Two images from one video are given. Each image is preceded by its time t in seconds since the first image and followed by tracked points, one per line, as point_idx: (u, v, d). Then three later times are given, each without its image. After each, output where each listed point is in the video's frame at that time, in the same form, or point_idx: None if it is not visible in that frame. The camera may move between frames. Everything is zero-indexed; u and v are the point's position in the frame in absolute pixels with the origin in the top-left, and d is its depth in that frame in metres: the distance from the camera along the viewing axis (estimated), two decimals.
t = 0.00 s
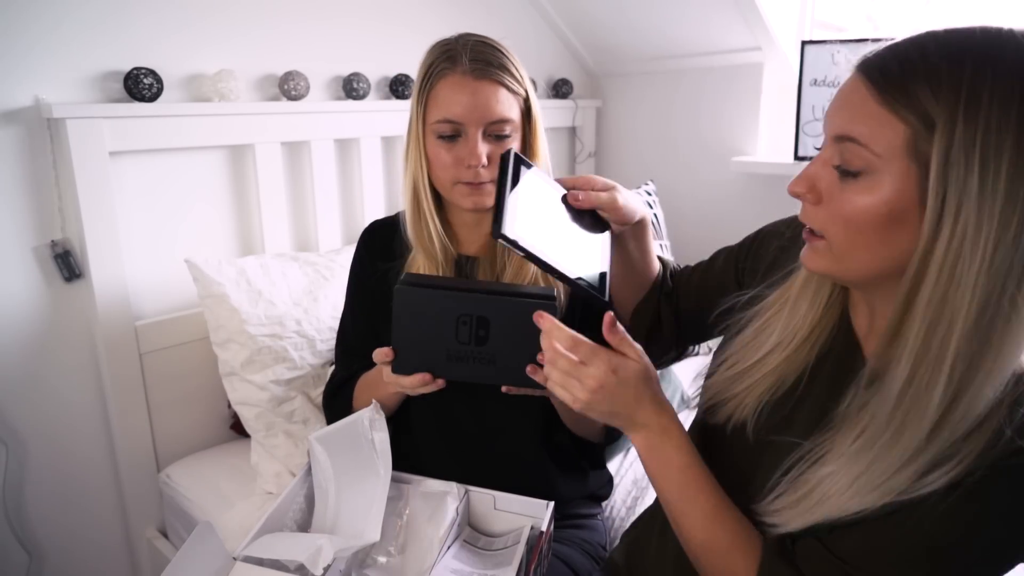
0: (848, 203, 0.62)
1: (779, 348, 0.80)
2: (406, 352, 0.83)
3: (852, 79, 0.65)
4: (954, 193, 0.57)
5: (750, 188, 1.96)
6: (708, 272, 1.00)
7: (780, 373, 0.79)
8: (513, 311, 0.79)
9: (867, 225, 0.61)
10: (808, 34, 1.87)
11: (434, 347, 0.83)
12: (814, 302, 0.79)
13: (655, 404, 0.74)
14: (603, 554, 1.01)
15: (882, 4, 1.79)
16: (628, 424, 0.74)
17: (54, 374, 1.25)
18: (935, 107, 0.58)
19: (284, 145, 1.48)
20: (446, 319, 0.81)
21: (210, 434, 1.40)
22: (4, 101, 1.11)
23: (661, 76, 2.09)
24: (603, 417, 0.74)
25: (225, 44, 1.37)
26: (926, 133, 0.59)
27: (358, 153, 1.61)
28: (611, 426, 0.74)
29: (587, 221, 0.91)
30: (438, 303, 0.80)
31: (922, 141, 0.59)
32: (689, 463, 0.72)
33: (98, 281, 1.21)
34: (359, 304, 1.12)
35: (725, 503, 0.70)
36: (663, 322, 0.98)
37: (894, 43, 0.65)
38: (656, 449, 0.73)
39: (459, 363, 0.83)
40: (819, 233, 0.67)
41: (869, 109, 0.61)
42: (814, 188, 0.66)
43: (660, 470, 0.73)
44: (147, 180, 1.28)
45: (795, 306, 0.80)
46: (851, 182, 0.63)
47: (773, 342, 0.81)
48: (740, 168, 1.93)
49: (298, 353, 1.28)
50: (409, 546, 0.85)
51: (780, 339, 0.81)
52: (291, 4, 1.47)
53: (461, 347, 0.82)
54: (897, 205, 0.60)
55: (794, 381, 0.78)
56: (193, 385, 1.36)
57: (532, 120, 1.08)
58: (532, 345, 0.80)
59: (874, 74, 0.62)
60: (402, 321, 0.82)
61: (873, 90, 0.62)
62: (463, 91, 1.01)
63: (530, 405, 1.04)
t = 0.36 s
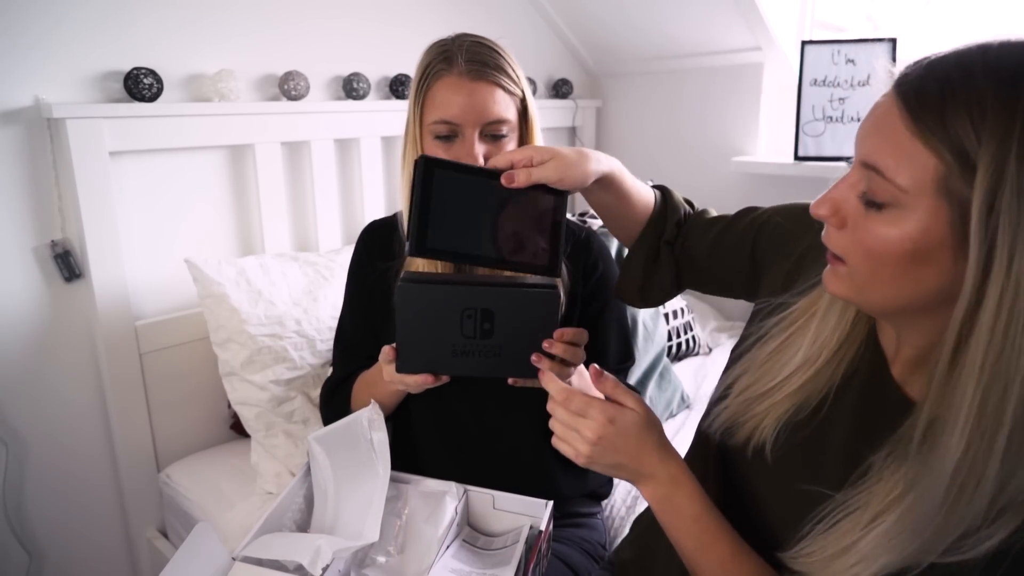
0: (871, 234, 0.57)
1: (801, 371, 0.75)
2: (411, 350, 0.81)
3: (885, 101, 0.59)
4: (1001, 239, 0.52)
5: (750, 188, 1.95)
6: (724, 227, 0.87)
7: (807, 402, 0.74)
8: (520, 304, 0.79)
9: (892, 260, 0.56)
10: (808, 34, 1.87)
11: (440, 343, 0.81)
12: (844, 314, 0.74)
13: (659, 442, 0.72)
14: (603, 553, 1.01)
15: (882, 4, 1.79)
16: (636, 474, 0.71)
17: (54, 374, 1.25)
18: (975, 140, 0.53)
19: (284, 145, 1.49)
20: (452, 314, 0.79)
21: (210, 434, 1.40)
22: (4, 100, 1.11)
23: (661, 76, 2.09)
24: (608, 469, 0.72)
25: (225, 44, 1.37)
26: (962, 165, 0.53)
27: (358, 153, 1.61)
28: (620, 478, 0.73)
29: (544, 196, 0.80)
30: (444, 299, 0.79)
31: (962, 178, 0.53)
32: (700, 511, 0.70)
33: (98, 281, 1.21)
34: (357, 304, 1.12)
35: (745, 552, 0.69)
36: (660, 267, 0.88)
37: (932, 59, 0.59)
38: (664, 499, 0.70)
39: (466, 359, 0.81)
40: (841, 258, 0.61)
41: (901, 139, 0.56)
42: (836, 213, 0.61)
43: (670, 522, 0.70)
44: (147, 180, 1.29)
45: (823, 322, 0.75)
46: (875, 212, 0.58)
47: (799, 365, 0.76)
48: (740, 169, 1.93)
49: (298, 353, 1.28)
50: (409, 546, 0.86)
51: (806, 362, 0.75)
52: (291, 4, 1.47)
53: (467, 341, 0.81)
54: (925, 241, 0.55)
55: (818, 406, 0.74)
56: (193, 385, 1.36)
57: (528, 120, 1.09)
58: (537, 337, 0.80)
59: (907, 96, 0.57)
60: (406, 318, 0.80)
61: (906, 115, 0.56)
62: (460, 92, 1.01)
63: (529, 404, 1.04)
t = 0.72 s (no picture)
0: (845, 266, 0.56)
1: (810, 404, 0.73)
2: (420, 341, 0.80)
3: (859, 127, 0.58)
4: (966, 274, 0.50)
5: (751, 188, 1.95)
6: (761, 201, 0.85)
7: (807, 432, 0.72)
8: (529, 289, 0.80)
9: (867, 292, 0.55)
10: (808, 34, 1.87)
11: (448, 332, 0.80)
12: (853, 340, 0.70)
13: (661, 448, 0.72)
14: (602, 552, 1.01)
15: (881, 4, 1.78)
16: (639, 482, 0.71)
17: (54, 374, 1.25)
18: (940, 171, 0.51)
19: (284, 145, 1.49)
20: (461, 302, 0.79)
21: (210, 434, 1.40)
22: (4, 101, 1.11)
23: (661, 76, 2.09)
24: (609, 476, 0.72)
25: (225, 44, 1.37)
26: (930, 195, 0.52)
27: (358, 153, 1.61)
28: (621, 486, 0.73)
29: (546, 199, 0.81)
30: (454, 287, 0.79)
31: (932, 208, 0.52)
32: (703, 525, 0.69)
33: (98, 281, 1.21)
34: (353, 303, 1.12)
35: (751, 573, 0.68)
36: (690, 236, 0.90)
37: (911, 78, 0.57)
38: (667, 510, 0.69)
39: (475, 348, 0.80)
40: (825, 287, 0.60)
41: (869, 171, 0.55)
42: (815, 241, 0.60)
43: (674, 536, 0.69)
44: (147, 181, 1.29)
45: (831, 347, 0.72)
46: (848, 244, 0.57)
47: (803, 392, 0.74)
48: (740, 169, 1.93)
49: (298, 353, 1.28)
50: (408, 546, 0.86)
51: (812, 390, 0.73)
52: (291, 4, 1.47)
53: (475, 330, 0.80)
54: (898, 273, 0.53)
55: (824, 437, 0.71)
56: (193, 385, 1.36)
57: (525, 121, 1.09)
58: (544, 323, 0.81)
59: (875, 124, 0.55)
60: (415, 308, 0.80)
61: (873, 145, 0.55)
62: (457, 91, 1.01)
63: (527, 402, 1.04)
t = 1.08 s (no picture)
0: (828, 283, 0.56)
1: (806, 420, 0.71)
2: (421, 329, 0.80)
3: (844, 141, 0.57)
4: (951, 301, 0.50)
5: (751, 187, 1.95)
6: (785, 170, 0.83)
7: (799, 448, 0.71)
8: (528, 275, 0.80)
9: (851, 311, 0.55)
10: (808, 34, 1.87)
11: (449, 320, 0.80)
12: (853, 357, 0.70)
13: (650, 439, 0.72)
14: (602, 552, 1.01)
15: (881, 4, 1.78)
16: (625, 469, 0.71)
17: (55, 374, 1.25)
18: (922, 192, 0.50)
19: (284, 145, 1.49)
20: (462, 289, 0.80)
21: (210, 434, 1.40)
22: (4, 101, 1.11)
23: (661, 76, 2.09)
24: (599, 461, 0.73)
25: (225, 44, 1.37)
26: (912, 215, 0.51)
27: (358, 153, 1.61)
28: (610, 472, 0.73)
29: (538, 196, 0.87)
30: (454, 274, 0.79)
31: (915, 230, 0.51)
32: (689, 512, 0.68)
33: (98, 281, 1.21)
34: (349, 303, 1.12)
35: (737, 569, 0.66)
36: (710, 196, 0.89)
37: (901, 90, 0.55)
38: (652, 496, 0.69)
39: (476, 335, 0.81)
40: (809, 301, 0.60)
41: (853, 190, 0.54)
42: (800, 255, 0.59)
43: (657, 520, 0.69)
44: (147, 181, 1.29)
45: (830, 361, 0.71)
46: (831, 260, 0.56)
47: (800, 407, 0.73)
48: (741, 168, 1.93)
49: (298, 353, 1.28)
50: (408, 546, 0.86)
51: (809, 406, 0.72)
52: (291, 4, 1.47)
53: (476, 316, 0.80)
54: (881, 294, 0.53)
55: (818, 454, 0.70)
56: (194, 385, 1.36)
57: (526, 121, 1.09)
58: (543, 309, 0.82)
59: (858, 141, 0.55)
60: (416, 296, 0.80)
61: (857, 163, 0.54)
62: (461, 88, 1.01)
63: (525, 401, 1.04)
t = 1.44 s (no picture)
0: (801, 286, 0.56)
1: (788, 425, 0.71)
2: (429, 331, 0.80)
3: (820, 137, 0.56)
4: (917, 306, 0.49)
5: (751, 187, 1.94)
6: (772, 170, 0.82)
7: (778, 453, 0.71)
8: (533, 270, 0.81)
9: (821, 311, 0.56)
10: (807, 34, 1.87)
11: (455, 318, 0.80)
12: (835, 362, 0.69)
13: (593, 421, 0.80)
14: (601, 551, 1.01)
15: (881, 4, 1.79)
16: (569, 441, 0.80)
17: (54, 374, 1.25)
18: (890, 194, 0.50)
19: (284, 145, 1.49)
20: (467, 287, 0.80)
21: (210, 434, 1.40)
22: (4, 101, 1.11)
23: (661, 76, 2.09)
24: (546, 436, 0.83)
25: (225, 44, 1.37)
26: (882, 219, 0.51)
27: (358, 153, 1.61)
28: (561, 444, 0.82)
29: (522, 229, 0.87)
30: (457, 274, 0.80)
31: (883, 234, 0.51)
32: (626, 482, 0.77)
33: (98, 280, 1.21)
34: (347, 305, 1.12)
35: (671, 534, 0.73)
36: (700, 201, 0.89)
37: (877, 87, 0.54)
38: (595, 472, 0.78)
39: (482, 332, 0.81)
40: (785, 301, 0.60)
41: (826, 191, 0.54)
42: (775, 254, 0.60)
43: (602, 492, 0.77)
44: (147, 181, 1.29)
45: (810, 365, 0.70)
46: (804, 262, 0.56)
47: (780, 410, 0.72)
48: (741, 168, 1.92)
49: (298, 353, 1.29)
50: (407, 546, 0.86)
51: (792, 410, 0.71)
52: (291, 4, 1.47)
53: (481, 316, 0.80)
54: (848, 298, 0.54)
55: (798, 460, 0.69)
56: (193, 385, 1.36)
57: (529, 124, 1.09)
58: (548, 307, 0.82)
59: (831, 141, 0.54)
60: (421, 296, 0.80)
61: (829, 163, 0.54)
62: (465, 90, 1.01)
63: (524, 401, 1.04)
